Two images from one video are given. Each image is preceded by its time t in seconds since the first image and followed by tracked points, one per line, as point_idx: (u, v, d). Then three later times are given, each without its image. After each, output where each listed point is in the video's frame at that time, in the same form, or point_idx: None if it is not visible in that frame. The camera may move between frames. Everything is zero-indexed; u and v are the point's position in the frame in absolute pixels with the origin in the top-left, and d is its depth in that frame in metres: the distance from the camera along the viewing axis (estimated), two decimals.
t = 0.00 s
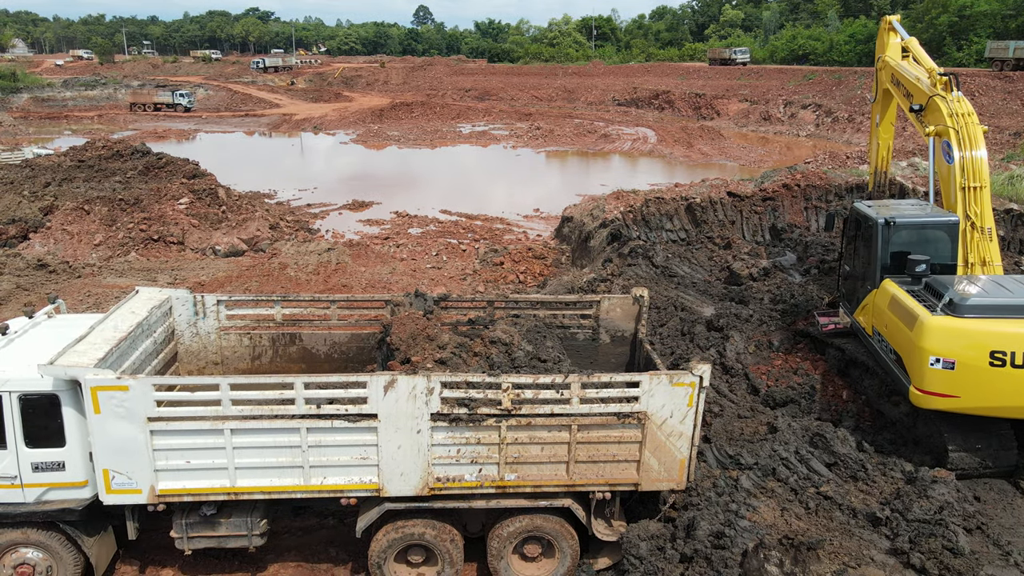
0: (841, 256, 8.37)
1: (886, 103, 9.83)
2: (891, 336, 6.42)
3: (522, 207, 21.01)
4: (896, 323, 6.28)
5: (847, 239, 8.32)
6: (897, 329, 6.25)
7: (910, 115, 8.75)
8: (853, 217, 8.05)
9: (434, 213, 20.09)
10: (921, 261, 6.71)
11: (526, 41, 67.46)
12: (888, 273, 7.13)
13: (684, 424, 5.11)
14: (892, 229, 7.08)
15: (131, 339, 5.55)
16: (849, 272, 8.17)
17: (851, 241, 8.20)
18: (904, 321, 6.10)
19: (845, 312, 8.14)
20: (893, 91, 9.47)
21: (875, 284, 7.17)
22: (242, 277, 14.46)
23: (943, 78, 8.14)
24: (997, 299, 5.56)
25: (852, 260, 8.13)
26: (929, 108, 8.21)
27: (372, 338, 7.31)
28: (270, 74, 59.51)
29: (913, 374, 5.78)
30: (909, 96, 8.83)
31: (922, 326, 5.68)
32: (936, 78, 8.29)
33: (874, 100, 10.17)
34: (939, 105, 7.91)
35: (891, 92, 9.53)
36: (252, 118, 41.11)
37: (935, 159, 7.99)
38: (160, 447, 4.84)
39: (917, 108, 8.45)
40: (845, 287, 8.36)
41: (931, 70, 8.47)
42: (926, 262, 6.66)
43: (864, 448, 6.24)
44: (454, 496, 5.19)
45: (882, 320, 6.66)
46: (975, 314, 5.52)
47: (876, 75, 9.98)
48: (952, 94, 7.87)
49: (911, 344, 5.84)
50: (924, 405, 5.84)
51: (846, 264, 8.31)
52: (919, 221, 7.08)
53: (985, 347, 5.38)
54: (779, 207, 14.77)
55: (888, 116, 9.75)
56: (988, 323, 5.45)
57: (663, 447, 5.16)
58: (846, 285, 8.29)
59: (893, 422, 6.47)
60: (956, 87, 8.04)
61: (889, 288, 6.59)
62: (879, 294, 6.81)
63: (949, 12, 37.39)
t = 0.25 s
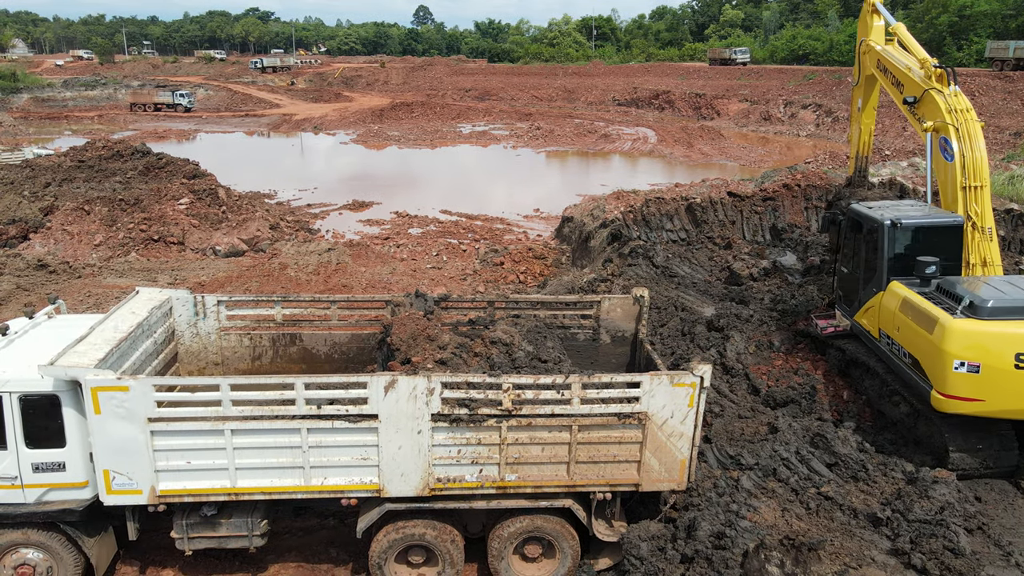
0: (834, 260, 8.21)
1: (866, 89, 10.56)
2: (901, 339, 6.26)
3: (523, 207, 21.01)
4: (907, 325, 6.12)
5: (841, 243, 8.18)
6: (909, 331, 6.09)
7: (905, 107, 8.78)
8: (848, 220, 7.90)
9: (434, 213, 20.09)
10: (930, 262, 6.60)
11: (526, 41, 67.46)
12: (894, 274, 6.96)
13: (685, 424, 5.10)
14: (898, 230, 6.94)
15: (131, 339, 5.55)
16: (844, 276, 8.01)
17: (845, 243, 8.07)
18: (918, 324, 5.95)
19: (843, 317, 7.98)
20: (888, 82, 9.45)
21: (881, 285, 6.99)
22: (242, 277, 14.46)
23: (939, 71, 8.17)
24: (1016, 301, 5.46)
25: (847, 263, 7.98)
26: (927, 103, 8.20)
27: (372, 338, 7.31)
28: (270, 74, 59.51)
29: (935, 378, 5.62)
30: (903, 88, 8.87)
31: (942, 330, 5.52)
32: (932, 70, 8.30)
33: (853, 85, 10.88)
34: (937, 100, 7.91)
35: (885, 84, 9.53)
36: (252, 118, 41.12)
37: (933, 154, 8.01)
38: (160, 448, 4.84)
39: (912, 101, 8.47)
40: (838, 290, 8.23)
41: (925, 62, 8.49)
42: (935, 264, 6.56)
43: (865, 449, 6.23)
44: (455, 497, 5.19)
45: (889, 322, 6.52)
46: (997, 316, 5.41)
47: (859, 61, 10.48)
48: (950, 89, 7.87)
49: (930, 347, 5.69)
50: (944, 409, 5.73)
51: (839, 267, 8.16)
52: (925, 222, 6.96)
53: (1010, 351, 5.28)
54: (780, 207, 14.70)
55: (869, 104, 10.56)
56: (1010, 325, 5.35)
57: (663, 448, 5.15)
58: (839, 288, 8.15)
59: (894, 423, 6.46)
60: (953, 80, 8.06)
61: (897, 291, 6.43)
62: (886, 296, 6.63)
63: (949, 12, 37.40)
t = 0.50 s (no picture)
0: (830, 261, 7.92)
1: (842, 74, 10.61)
2: (918, 343, 6.14)
3: (523, 207, 21.02)
4: (927, 328, 5.99)
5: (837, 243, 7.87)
6: (929, 335, 5.97)
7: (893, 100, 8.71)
8: (846, 220, 7.59)
9: (434, 213, 20.10)
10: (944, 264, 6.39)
11: (526, 40, 67.43)
12: (904, 278, 6.64)
13: (686, 425, 5.10)
14: (908, 234, 6.61)
15: (132, 339, 5.55)
16: (842, 277, 7.73)
17: (845, 241, 7.74)
18: (940, 327, 5.83)
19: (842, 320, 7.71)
20: (873, 73, 9.34)
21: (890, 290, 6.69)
22: (242, 277, 14.46)
23: (931, 66, 8.10)
24: None
25: (846, 264, 7.69)
26: (920, 98, 8.12)
27: (372, 339, 7.32)
28: (270, 74, 59.50)
29: (969, 385, 5.47)
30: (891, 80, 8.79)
31: (973, 334, 5.40)
32: (923, 65, 8.21)
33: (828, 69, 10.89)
34: (935, 97, 7.84)
35: (870, 74, 9.41)
36: (253, 118, 41.13)
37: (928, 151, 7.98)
38: (160, 448, 4.83)
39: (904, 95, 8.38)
40: (835, 292, 7.96)
41: (916, 55, 8.39)
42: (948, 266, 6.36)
43: (866, 449, 6.22)
44: (455, 497, 5.18)
45: (903, 325, 6.38)
46: None
47: (837, 46, 10.43)
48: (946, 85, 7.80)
49: (959, 353, 5.55)
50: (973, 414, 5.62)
51: (836, 268, 7.87)
52: (933, 223, 6.65)
53: None
54: (781, 207, 14.51)
55: (845, 91, 10.64)
56: None
57: (664, 448, 5.15)
58: (837, 290, 7.87)
59: (895, 423, 6.44)
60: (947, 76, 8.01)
61: (912, 294, 6.26)
62: (899, 299, 6.47)
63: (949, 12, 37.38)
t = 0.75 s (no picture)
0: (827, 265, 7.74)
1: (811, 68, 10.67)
2: (942, 346, 6.02)
3: (523, 207, 21.04)
4: (953, 332, 5.89)
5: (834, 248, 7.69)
6: (957, 338, 5.86)
7: (880, 95, 8.63)
8: (847, 223, 7.41)
9: (434, 213, 20.11)
10: (963, 267, 6.31)
11: (527, 40, 67.41)
12: (920, 281, 6.49)
13: (688, 425, 5.09)
14: (923, 236, 6.48)
15: (132, 340, 5.54)
16: (842, 282, 7.56)
17: (841, 247, 7.59)
18: (971, 330, 5.72)
19: (843, 325, 7.54)
20: (853, 67, 9.27)
21: (905, 293, 6.53)
22: (243, 278, 14.45)
23: (921, 63, 8.05)
24: None
25: (845, 269, 7.52)
26: (911, 95, 8.07)
27: (373, 339, 7.32)
28: (270, 74, 59.51)
29: (1008, 388, 5.39)
30: (876, 75, 8.70)
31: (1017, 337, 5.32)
32: (913, 61, 8.15)
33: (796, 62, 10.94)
34: (929, 95, 7.79)
35: (848, 69, 9.35)
36: (253, 118, 41.14)
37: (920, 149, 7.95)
38: (160, 449, 4.83)
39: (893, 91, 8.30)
40: (832, 296, 7.80)
41: (903, 51, 8.33)
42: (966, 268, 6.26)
43: (868, 449, 6.21)
44: (456, 498, 5.17)
45: (919, 328, 6.28)
46: None
47: (809, 37, 10.46)
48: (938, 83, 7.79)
49: (997, 356, 5.46)
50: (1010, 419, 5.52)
51: (833, 273, 7.70)
52: (945, 224, 6.55)
53: None
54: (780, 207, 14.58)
55: (815, 84, 10.70)
56: None
57: (665, 449, 5.14)
58: (835, 295, 7.70)
59: (896, 423, 6.42)
60: (938, 73, 7.99)
61: (932, 298, 6.18)
62: (917, 303, 6.34)
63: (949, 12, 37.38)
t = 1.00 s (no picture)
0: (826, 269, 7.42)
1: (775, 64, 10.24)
2: (975, 350, 5.85)
3: (523, 207, 21.02)
4: (989, 335, 5.72)
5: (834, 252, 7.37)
6: (993, 342, 5.69)
7: (865, 94, 8.54)
8: (852, 227, 7.09)
9: (434, 213, 20.10)
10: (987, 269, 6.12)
11: (527, 40, 67.40)
12: (940, 285, 6.26)
13: (689, 426, 5.09)
14: (943, 239, 6.23)
15: (133, 340, 5.54)
16: (845, 286, 7.28)
17: (842, 251, 7.27)
18: (1011, 332, 5.56)
19: (847, 330, 7.26)
20: (830, 64, 9.12)
21: (925, 299, 6.28)
22: (243, 278, 14.45)
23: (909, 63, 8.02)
24: None
25: (847, 273, 7.23)
26: (901, 94, 8.03)
27: (373, 339, 7.32)
28: (270, 74, 59.54)
29: None
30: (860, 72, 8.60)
31: None
32: (902, 60, 8.11)
33: (759, 56, 10.44)
34: (923, 93, 7.75)
35: (825, 66, 9.21)
36: (253, 118, 41.14)
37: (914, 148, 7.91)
38: (161, 449, 4.83)
39: (881, 89, 8.23)
40: (830, 300, 7.53)
41: (890, 49, 8.28)
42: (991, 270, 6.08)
43: (869, 449, 6.20)
44: (457, 498, 5.17)
45: (943, 332, 6.11)
46: None
47: (774, 32, 10.06)
48: (929, 82, 7.77)
49: None
50: None
51: (833, 278, 7.39)
52: (961, 225, 6.36)
53: None
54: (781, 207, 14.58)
55: (780, 80, 10.24)
56: None
57: (667, 449, 5.13)
58: (836, 300, 7.41)
59: (897, 424, 6.40)
60: (927, 72, 7.97)
61: (959, 301, 6.01)
62: (940, 307, 6.15)
63: (949, 12, 37.36)
